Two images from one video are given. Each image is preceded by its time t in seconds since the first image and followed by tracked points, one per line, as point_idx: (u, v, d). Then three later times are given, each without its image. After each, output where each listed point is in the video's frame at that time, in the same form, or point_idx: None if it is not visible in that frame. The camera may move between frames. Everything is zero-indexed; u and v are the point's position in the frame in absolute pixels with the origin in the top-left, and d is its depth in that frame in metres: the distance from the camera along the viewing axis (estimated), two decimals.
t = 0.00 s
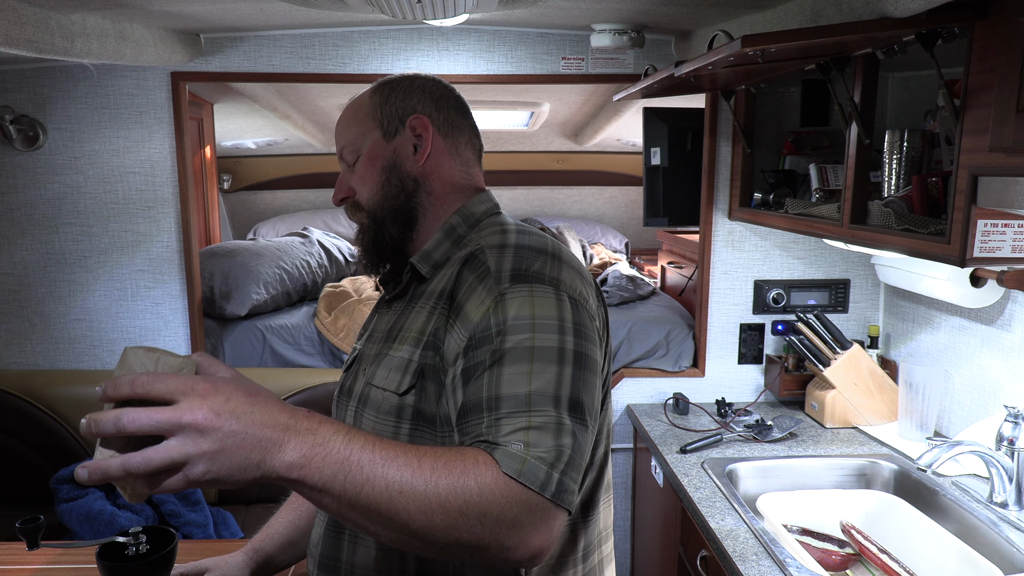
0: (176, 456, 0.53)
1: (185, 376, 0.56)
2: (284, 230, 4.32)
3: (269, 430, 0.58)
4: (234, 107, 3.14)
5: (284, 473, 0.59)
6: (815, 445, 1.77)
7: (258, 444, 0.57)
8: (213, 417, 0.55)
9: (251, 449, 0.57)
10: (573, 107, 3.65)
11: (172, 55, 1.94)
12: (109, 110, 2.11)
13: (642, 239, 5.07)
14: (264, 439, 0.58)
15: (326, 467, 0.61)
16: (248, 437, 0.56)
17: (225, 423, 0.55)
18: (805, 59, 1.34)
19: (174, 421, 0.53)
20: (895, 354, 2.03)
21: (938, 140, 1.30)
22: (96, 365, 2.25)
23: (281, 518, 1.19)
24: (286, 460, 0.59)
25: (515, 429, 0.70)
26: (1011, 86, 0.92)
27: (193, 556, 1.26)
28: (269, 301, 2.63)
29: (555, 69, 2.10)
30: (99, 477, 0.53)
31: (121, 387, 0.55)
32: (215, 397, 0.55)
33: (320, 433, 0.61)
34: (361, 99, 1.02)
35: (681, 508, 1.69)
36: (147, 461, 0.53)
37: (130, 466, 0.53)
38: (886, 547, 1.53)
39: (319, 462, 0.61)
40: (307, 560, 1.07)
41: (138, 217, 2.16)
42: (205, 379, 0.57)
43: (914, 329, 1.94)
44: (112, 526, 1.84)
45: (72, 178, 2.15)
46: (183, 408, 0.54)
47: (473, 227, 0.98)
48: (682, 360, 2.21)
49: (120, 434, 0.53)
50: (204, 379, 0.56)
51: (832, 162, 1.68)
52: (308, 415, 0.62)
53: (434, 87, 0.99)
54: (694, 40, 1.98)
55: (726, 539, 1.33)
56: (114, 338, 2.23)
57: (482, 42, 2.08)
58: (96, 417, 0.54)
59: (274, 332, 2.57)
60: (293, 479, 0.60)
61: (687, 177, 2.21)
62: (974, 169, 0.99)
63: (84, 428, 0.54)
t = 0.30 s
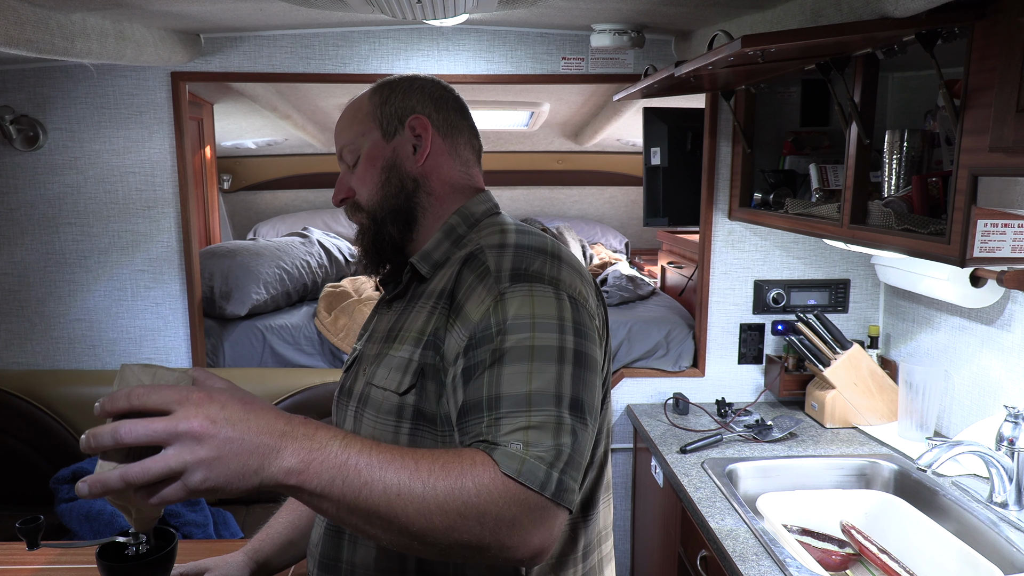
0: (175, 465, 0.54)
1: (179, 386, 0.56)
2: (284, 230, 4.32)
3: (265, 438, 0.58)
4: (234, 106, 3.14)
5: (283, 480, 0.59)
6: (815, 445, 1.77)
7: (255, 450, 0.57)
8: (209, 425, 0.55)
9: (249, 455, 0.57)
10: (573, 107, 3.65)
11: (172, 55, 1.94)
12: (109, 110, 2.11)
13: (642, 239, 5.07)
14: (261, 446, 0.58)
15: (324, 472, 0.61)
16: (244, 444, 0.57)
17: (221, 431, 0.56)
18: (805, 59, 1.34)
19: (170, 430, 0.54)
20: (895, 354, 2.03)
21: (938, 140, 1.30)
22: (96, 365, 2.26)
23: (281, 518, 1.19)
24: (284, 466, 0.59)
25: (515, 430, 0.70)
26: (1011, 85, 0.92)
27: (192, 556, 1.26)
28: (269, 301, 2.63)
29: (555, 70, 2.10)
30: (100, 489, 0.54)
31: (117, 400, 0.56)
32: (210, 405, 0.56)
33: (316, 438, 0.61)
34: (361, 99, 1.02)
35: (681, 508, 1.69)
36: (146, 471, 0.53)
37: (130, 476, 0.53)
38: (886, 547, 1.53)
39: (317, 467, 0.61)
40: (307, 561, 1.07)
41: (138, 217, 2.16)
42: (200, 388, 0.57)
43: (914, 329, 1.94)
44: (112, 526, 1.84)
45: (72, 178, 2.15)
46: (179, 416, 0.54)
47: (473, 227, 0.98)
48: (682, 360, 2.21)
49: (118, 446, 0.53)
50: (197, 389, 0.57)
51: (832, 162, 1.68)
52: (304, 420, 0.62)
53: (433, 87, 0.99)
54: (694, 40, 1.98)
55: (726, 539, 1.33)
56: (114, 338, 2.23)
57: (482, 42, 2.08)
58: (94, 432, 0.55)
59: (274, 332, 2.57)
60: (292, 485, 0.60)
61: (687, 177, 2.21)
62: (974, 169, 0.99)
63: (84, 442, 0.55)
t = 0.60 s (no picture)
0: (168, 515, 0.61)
1: (163, 440, 0.63)
2: (284, 230, 4.32)
3: (253, 479, 0.65)
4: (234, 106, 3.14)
5: (279, 517, 0.66)
6: (815, 445, 1.77)
7: (242, 494, 0.65)
8: (197, 478, 0.63)
9: (237, 500, 0.64)
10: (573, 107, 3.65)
11: (172, 55, 1.94)
12: (109, 110, 2.11)
13: (642, 239, 5.07)
14: (246, 490, 0.65)
15: (317, 506, 0.67)
16: (232, 489, 0.64)
17: (207, 481, 0.63)
18: (804, 59, 1.34)
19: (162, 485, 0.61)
20: (895, 354, 2.03)
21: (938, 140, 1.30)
22: (96, 365, 2.27)
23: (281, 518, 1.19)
24: (274, 506, 0.66)
25: (518, 430, 0.72)
26: (1011, 85, 0.92)
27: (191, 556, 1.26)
28: (269, 301, 2.63)
29: (555, 70, 2.10)
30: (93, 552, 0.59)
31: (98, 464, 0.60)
32: (194, 459, 0.63)
33: (308, 472, 0.67)
34: (360, 100, 1.02)
35: (681, 508, 1.69)
36: (142, 529, 0.60)
37: (123, 538, 0.59)
38: (886, 547, 1.53)
39: (310, 502, 0.67)
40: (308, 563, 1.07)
41: (138, 217, 2.16)
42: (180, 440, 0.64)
43: (914, 329, 1.94)
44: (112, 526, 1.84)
45: (72, 179, 2.15)
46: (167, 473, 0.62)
47: (473, 227, 0.98)
48: (682, 360, 2.21)
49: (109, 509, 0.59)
50: (178, 442, 0.63)
51: (832, 162, 1.68)
52: (292, 453, 0.68)
53: (433, 88, 0.99)
54: (694, 41, 1.98)
55: (726, 539, 1.33)
56: (114, 338, 2.24)
57: (482, 42, 2.08)
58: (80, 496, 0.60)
59: (274, 332, 2.57)
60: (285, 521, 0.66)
61: (687, 177, 2.21)
62: (974, 169, 0.99)
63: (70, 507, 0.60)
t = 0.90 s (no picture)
0: None
1: None
2: (284, 230, 4.32)
3: None
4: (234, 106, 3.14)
5: None
6: (815, 445, 1.77)
7: None
8: None
9: None
10: (573, 107, 3.65)
11: (172, 55, 1.94)
12: (109, 110, 2.11)
13: (642, 239, 5.06)
14: None
15: None
16: None
17: None
18: (804, 59, 1.34)
19: None
20: (896, 354, 2.03)
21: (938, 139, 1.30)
22: (96, 365, 2.27)
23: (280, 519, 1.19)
24: None
25: (530, 440, 0.75)
26: (1011, 85, 0.92)
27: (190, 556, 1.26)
28: (269, 301, 2.63)
29: (555, 70, 2.10)
30: None
31: None
32: None
33: (320, 559, 0.73)
34: (357, 98, 1.01)
35: (681, 508, 1.69)
36: None
37: None
38: (886, 547, 1.53)
39: None
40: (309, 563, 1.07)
41: (138, 217, 2.16)
42: None
43: (914, 329, 1.94)
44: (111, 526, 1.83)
45: (72, 178, 2.15)
46: None
47: (473, 228, 0.98)
48: (682, 360, 2.21)
49: None
50: None
51: (832, 162, 1.68)
52: (298, 545, 0.73)
53: (431, 86, 0.99)
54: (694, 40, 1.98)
55: (726, 539, 1.33)
56: (115, 338, 2.24)
57: (482, 42, 2.08)
58: None
59: (274, 332, 2.57)
60: None
61: (687, 176, 2.21)
62: (974, 169, 0.99)
63: None
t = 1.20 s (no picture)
0: None
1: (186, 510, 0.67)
2: (284, 230, 4.32)
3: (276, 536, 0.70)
4: (234, 106, 3.13)
5: (302, 565, 0.72)
6: (815, 445, 1.77)
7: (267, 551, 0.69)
8: (218, 548, 0.67)
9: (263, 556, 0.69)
10: (573, 107, 3.65)
11: (172, 55, 1.94)
12: (109, 110, 2.11)
13: (642, 239, 5.07)
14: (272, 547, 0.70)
15: (339, 552, 0.72)
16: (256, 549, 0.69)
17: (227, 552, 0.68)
18: (805, 59, 1.34)
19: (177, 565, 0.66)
20: (895, 354, 2.03)
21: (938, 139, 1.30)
22: (96, 365, 2.26)
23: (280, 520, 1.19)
24: (298, 557, 0.71)
25: (536, 448, 0.75)
26: (1011, 85, 0.92)
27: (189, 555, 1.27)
28: (269, 301, 2.62)
29: (555, 69, 2.10)
30: None
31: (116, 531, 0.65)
32: (218, 528, 0.68)
33: (328, 520, 0.72)
34: (349, 96, 0.97)
35: (681, 508, 1.69)
36: None
37: None
38: (886, 547, 1.53)
39: (331, 549, 0.72)
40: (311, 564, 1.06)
41: (138, 217, 2.16)
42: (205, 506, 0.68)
43: (914, 329, 1.94)
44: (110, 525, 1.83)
45: (72, 179, 2.15)
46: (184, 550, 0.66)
47: (474, 230, 0.98)
48: (682, 360, 2.21)
49: None
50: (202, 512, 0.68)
51: (832, 162, 1.68)
52: (310, 503, 0.72)
53: (427, 83, 0.97)
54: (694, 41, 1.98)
55: (726, 539, 1.33)
56: (114, 339, 2.24)
57: (482, 42, 2.08)
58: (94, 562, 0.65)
59: (274, 332, 2.57)
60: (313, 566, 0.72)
61: (687, 177, 2.21)
62: (974, 169, 0.99)
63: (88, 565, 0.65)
